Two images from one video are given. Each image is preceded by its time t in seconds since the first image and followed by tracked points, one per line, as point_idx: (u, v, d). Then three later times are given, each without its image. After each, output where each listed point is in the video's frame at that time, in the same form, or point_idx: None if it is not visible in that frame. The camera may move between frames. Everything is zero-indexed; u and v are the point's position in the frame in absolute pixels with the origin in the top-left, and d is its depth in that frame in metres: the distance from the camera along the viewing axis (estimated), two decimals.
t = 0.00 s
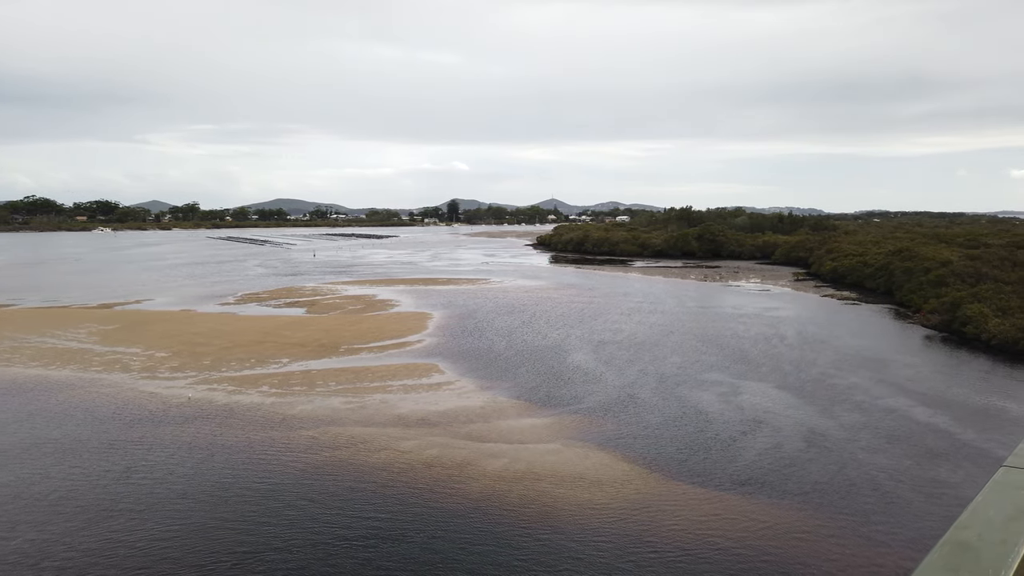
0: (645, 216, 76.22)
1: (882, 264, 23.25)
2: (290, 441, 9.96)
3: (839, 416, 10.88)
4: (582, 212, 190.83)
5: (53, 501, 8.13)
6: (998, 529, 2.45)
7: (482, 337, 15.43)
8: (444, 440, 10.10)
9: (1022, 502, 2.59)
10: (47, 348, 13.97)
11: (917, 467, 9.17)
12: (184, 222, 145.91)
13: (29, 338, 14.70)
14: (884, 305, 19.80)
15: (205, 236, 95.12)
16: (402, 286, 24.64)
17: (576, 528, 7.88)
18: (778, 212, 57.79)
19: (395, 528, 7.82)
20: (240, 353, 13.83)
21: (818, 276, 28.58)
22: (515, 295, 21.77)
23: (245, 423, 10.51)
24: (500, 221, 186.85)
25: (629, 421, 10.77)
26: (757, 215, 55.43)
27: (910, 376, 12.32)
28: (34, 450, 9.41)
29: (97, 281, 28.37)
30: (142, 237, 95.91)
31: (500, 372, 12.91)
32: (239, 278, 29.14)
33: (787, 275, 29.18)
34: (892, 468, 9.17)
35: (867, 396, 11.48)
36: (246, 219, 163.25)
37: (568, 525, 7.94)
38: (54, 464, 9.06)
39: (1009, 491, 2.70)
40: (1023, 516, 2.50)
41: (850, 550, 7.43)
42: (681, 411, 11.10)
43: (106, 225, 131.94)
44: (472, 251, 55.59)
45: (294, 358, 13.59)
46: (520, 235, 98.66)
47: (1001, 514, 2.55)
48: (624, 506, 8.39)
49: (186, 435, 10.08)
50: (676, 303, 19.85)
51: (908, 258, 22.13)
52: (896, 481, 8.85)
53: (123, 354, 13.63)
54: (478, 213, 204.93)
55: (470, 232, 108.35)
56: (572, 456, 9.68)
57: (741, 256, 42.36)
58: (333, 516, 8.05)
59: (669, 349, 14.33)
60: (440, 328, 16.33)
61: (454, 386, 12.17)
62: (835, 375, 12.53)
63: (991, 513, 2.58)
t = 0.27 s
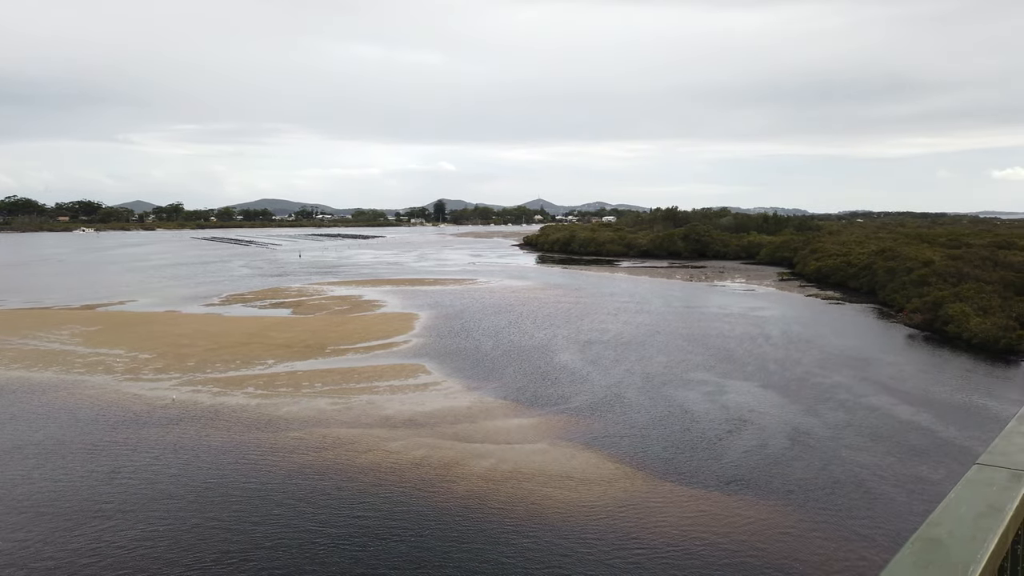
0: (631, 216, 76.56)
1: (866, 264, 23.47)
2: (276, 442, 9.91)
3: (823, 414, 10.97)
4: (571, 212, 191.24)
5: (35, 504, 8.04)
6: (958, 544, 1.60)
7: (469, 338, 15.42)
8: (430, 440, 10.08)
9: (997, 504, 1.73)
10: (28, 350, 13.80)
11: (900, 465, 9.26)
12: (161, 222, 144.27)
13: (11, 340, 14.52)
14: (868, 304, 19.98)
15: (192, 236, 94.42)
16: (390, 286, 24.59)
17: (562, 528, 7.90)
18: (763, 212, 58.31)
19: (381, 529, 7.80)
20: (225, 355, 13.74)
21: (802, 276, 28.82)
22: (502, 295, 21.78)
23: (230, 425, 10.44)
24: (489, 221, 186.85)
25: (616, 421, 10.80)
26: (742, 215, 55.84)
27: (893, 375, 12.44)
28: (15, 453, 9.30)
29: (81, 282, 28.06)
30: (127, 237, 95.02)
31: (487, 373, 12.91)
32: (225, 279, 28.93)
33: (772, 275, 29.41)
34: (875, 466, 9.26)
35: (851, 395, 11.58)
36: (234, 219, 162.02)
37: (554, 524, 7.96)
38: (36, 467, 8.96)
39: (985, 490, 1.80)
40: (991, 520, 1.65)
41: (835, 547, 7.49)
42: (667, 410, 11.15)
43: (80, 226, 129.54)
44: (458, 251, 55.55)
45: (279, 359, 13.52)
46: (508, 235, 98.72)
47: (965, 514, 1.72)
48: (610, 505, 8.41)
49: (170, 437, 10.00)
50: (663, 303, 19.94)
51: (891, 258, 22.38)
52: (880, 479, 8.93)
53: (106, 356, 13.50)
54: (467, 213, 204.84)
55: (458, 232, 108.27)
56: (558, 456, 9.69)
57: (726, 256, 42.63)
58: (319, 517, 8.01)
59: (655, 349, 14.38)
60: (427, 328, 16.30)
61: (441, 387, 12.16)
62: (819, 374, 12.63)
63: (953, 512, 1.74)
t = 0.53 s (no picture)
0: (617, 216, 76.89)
1: (850, 263, 23.69)
2: (261, 443, 9.85)
3: (807, 412, 11.06)
4: (559, 212, 191.57)
5: (15, 507, 7.94)
6: (929, 543, 1.43)
7: (456, 338, 15.40)
8: (416, 440, 10.06)
9: (970, 497, 1.57)
10: (8, 352, 13.63)
11: (883, 462, 9.36)
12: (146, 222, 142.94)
13: None
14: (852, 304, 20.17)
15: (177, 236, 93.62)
16: (377, 287, 24.52)
17: (548, 527, 7.91)
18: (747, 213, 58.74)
19: (366, 530, 7.78)
20: (209, 356, 13.65)
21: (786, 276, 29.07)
22: (490, 295, 21.78)
23: (214, 426, 10.36)
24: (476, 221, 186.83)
25: (602, 421, 10.83)
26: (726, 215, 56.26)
27: (876, 374, 12.57)
28: None
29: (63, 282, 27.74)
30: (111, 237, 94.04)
31: (473, 373, 12.90)
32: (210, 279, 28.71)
33: (756, 275, 29.66)
34: (858, 463, 9.35)
35: (835, 393, 11.69)
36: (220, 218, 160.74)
37: (540, 523, 7.97)
38: (16, 469, 8.85)
39: (955, 482, 1.65)
40: (964, 517, 1.49)
41: (819, 544, 7.56)
42: (653, 410, 11.19)
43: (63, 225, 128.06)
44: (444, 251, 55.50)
45: (264, 360, 13.44)
46: (495, 235, 98.77)
47: (937, 510, 1.56)
48: (595, 504, 8.44)
49: (153, 438, 9.91)
50: (650, 303, 20.02)
51: (872, 257, 22.63)
52: (862, 476, 9.02)
53: (88, 357, 13.37)
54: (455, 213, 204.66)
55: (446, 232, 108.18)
56: (544, 456, 9.71)
57: (711, 255, 42.90)
58: (304, 518, 7.97)
59: (641, 348, 14.44)
60: (413, 328, 16.27)
61: (427, 387, 12.14)
62: (803, 373, 12.74)
63: (924, 506, 1.58)
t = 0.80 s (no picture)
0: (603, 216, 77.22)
1: (833, 263, 23.94)
2: (246, 444, 9.79)
3: (791, 411, 11.14)
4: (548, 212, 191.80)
5: None
6: (906, 538, 1.27)
7: (442, 338, 15.36)
8: (401, 441, 10.05)
9: (949, 492, 1.42)
10: None
11: (866, 460, 9.45)
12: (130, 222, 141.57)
13: None
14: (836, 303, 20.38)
15: (162, 237, 92.76)
16: (363, 287, 24.44)
17: (535, 526, 7.95)
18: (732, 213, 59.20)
19: (352, 531, 7.75)
20: (192, 357, 13.55)
21: (770, 275, 29.32)
22: (477, 295, 21.77)
23: (198, 428, 10.30)
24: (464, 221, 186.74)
25: (588, 421, 10.86)
26: (711, 216, 56.58)
27: (859, 372, 12.71)
28: None
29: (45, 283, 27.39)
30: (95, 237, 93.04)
31: (459, 374, 12.88)
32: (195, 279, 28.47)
33: (741, 275, 29.88)
34: (842, 461, 9.43)
35: (818, 393, 11.78)
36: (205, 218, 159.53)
37: (526, 523, 7.99)
38: None
39: (933, 478, 1.50)
40: (943, 511, 1.34)
41: (803, 542, 7.62)
42: (638, 410, 11.24)
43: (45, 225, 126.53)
44: (431, 251, 55.41)
45: (249, 361, 13.36)
46: (483, 235, 98.73)
47: (915, 503, 1.40)
48: (582, 504, 8.47)
49: (136, 440, 9.82)
50: (636, 302, 20.11)
51: (856, 257, 22.86)
52: (845, 474, 9.10)
53: (69, 359, 13.22)
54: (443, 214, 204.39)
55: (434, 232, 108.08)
56: (531, 456, 9.71)
57: (696, 255, 43.18)
58: (289, 519, 7.94)
59: (628, 348, 14.49)
60: (400, 329, 16.24)
61: (413, 388, 12.12)
62: (787, 372, 12.84)
63: (900, 500, 1.41)
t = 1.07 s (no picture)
0: (591, 216, 77.42)
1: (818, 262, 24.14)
2: (231, 445, 9.74)
3: (777, 410, 11.22)
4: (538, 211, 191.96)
5: None
6: (891, 532, 1.22)
7: (430, 338, 15.34)
8: (388, 441, 10.03)
9: (931, 488, 1.38)
10: None
11: (850, 457, 9.54)
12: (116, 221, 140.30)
13: None
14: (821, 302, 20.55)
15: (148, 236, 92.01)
16: (350, 287, 24.36)
17: (522, 524, 7.96)
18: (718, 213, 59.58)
19: (338, 531, 7.73)
20: (178, 358, 13.48)
21: (757, 275, 29.51)
22: (465, 295, 21.77)
23: (184, 429, 10.24)
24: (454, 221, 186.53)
25: (575, 420, 10.89)
26: (698, 216, 56.86)
27: (844, 371, 12.83)
28: None
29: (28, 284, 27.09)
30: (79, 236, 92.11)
31: (446, 374, 12.87)
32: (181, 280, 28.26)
33: (728, 274, 30.06)
34: (827, 459, 9.52)
35: (803, 391, 11.88)
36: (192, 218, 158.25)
37: (512, 522, 8.01)
38: None
39: (916, 474, 1.47)
40: (927, 506, 1.29)
41: (787, 539, 7.69)
42: (625, 409, 11.28)
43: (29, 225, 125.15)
44: (418, 251, 55.32)
45: (235, 362, 13.30)
46: (472, 234, 98.65)
47: (898, 499, 1.35)
48: (569, 503, 8.49)
49: (121, 441, 9.75)
50: (624, 302, 20.19)
51: (840, 257, 23.05)
52: (830, 472, 9.19)
53: (53, 360, 13.10)
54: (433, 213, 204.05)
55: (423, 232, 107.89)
56: (519, 456, 9.72)
57: (682, 255, 43.39)
58: (275, 519, 7.92)
59: (616, 347, 14.54)
60: (387, 329, 16.21)
61: (401, 388, 12.10)
62: (772, 371, 12.94)
63: (884, 496, 1.36)
